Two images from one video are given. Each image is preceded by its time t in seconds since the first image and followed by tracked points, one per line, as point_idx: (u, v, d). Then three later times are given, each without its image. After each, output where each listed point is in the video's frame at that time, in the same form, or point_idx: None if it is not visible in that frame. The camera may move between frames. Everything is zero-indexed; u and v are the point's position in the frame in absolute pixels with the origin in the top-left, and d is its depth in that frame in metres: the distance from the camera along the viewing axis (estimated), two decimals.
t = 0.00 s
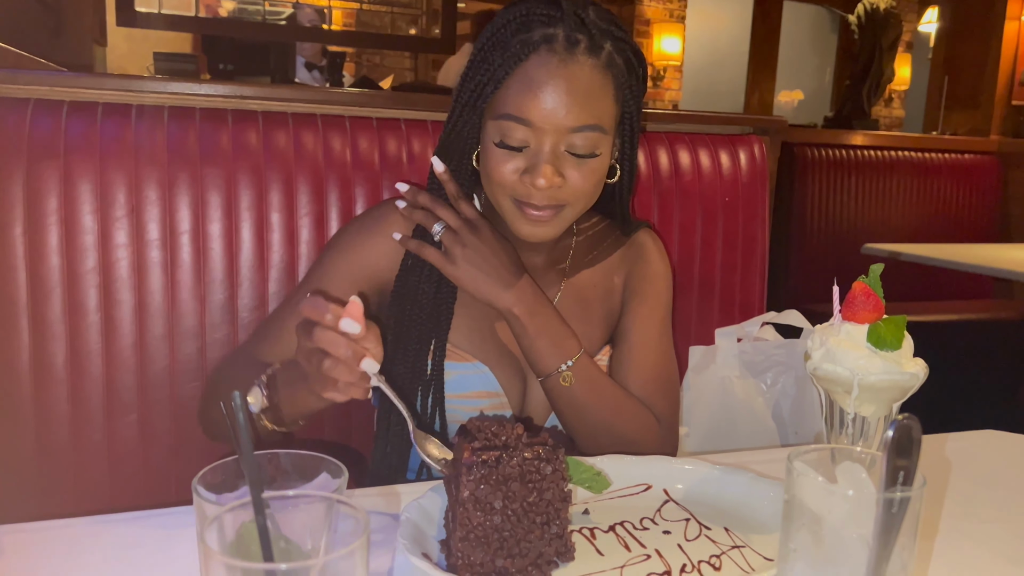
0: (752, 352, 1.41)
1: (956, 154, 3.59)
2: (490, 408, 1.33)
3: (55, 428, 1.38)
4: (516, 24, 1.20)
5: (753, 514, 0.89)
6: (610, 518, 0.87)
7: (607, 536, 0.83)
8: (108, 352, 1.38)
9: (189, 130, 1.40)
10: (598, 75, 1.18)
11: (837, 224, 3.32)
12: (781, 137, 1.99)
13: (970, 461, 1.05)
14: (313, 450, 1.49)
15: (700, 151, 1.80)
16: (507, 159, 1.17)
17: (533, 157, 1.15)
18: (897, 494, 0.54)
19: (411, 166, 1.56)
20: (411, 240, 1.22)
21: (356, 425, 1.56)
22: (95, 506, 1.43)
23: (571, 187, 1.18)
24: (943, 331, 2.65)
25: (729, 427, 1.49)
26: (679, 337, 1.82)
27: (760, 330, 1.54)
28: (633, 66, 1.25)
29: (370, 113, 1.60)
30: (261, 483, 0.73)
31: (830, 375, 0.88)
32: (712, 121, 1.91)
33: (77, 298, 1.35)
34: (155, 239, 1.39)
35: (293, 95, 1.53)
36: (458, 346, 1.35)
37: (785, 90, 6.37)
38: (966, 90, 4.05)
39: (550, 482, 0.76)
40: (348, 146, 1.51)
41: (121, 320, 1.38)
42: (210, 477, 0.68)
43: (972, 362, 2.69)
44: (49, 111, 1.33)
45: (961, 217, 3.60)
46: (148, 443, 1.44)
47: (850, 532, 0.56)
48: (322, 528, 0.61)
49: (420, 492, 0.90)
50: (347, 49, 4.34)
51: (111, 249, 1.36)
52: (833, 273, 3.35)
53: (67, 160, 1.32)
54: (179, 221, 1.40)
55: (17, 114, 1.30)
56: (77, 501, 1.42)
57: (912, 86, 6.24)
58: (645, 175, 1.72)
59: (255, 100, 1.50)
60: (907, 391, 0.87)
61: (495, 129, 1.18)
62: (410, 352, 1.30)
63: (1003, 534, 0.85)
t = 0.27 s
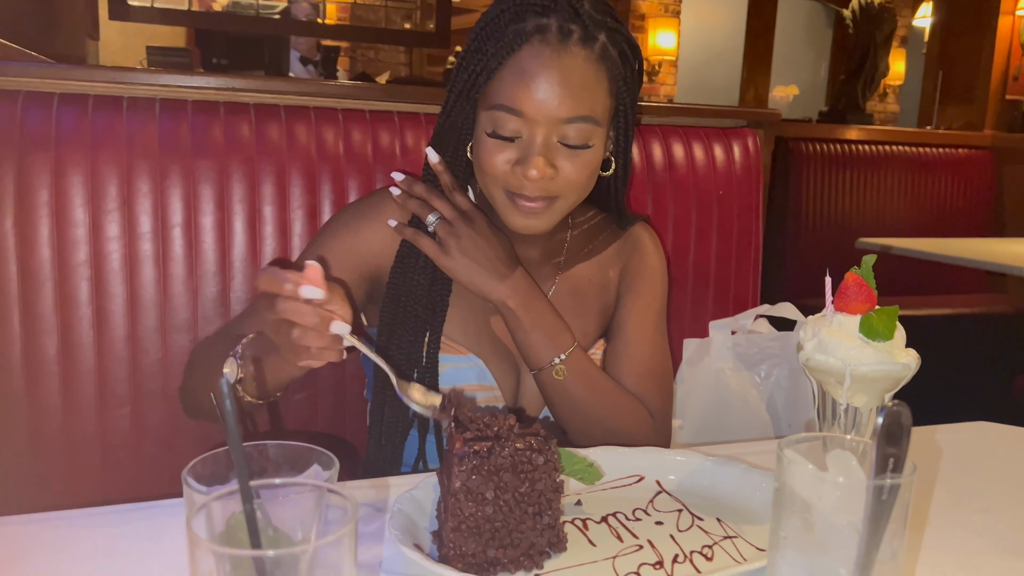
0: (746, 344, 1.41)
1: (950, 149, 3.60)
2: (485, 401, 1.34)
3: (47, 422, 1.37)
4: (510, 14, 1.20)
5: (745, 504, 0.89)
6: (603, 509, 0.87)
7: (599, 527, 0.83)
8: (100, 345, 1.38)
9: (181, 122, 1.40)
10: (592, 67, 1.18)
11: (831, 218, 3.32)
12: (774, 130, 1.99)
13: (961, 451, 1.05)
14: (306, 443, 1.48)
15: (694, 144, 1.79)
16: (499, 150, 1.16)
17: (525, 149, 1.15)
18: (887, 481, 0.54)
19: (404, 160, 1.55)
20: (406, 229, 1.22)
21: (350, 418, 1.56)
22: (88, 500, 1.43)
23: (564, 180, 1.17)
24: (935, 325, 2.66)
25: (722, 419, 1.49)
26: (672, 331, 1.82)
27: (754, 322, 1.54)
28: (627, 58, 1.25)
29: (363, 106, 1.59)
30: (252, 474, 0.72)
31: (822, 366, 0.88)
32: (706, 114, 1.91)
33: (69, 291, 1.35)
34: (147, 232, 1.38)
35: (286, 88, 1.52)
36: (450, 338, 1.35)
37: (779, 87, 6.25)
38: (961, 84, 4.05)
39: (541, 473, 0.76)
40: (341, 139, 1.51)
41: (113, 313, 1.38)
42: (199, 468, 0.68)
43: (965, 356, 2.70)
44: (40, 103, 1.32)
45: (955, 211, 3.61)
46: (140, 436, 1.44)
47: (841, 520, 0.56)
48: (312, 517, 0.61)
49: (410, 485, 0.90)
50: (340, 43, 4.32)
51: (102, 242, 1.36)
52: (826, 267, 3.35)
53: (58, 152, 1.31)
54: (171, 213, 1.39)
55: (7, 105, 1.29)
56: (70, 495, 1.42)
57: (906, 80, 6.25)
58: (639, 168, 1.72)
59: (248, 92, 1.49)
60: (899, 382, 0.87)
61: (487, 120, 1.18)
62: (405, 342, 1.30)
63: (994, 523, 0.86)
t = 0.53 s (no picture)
0: (735, 339, 1.42)
1: (939, 144, 3.62)
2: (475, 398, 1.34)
3: (34, 418, 1.37)
4: None
5: (734, 497, 0.89)
6: (592, 503, 0.87)
7: (589, 521, 0.83)
8: (87, 341, 1.37)
9: (169, 117, 1.39)
10: (572, 45, 1.20)
11: (820, 213, 3.33)
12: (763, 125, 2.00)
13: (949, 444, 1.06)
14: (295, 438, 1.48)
15: (683, 139, 1.80)
16: (486, 131, 1.17)
17: (511, 126, 1.16)
18: (873, 473, 0.54)
19: (393, 154, 1.55)
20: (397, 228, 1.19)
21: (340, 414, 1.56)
22: (75, 496, 1.42)
23: (554, 155, 1.17)
24: (923, 319, 2.68)
25: (713, 412, 1.50)
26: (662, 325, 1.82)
27: (744, 316, 1.54)
28: (607, 38, 1.27)
29: (351, 101, 1.59)
30: (239, 469, 0.72)
31: (810, 359, 0.88)
32: (696, 109, 1.91)
33: (55, 286, 1.34)
34: (134, 227, 1.37)
35: (274, 82, 1.51)
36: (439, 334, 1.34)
37: (770, 82, 6.29)
38: (949, 80, 4.06)
39: (531, 466, 0.76)
40: (330, 133, 1.50)
41: (100, 308, 1.37)
42: (187, 463, 0.67)
43: (951, 350, 2.72)
44: (25, 98, 1.31)
45: (944, 206, 3.63)
46: (128, 432, 1.43)
47: (829, 511, 0.56)
48: (299, 511, 0.60)
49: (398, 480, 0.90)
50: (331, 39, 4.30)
51: (89, 237, 1.35)
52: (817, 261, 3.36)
53: (44, 147, 1.30)
54: (159, 208, 1.38)
55: None
56: (57, 492, 1.41)
57: (895, 77, 6.27)
58: (628, 163, 1.72)
59: (236, 86, 1.48)
60: (887, 375, 0.88)
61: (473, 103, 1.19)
62: (396, 344, 1.26)
63: (981, 515, 0.86)
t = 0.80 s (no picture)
0: (718, 335, 1.43)
1: (921, 141, 3.65)
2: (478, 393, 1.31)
3: (13, 416, 1.35)
4: None
5: (717, 492, 0.90)
6: (576, 499, 0.87)
7: (573, 517, 0.83)
8: (68, 338, 1.36)
9: (149, 112, 1.37)
10: (553, 32, 1.20)
11: (805, 209, 3.35)
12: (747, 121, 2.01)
13: (930, 438, 1.07)
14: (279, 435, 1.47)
15: (668, 135, 1.80)
16: (476, 125, 1.18)
17: (499, 116, 1.17)
18: (854, 468, 0.55)
19: (377, 150, 1.54)
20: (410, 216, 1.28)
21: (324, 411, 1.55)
22: (57, 495, 1.41)
23: (544, 141, 1.18)
24: (906, 313, 2.70)
25: (696, 407, 1.50)
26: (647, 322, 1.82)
27: (727, 312, 1.55)
28: (592, 22, 1.26)
29: (335, 95, 1.58)
30: (221, 466, 0.72)
31: (793, 355, 0.88)
32: (681, 105, 1.91)
33: (35, 283, 1.32)
34: (115, 224, 1.36)
35: (256, 77, 1.50)
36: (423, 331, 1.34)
37: (755, 79, 6.34)
38: (931, 77, 4.09)
39: (515, 463, 0.76)
40: (313, 128, 1.49)
41: (80, 305, 1.36)
42: (167, 462, 0.67)
43: (933, 344, 2.75)
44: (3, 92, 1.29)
45: (926, 203, 3.65)
46: (110, 430, 1.42)
47: (810, 506, 0.57)
48: (280, 510, 0.60)
49: (381, 478, 0.90)
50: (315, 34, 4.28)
51: (69, 233, 1.34)
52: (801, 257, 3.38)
53: (22, 142, 1.29)
54: (140, 204, 1.37)
55: None
56: (37, 491, 1.39)
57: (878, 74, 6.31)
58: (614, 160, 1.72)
59: (217, 82, 1.47)
60: (868, 370, 0.88)
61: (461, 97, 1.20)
62: (402, 335, 1.27)
63: (961, 508, 0.87)
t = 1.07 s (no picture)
0: (698, 330, 1.44)
1: (898, 138, 3.68)
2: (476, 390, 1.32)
3: None
4: None
5: (697, 487, 0.90)
6: (557, 495, 0.87)
7: (553, 513, 0.83)
8: (42, 336, 1.34)
9: (125, 106, 1.35)
10: (549, 27, 1.20)
11: (784, 206, 3.37)
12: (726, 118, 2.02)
13: (907, 432, 1.08)
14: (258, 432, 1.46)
15: (649, 132, 1.80)
16: (472, 120, 1.17)
17: (495, 110, 1.17)
18: (831, 462, 0.55)
19: (357, 147, 1.53)
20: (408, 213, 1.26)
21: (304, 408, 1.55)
22: (31, 494, 1.39)
23: (541, 135, 1.18)
24: (884, 309, 2.72)
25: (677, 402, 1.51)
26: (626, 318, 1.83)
27: (708, 308, 1.55)
28: (587, 18, 1.26)
29: (314, 90, 1.56)
30: (196, 465, 0.71)
31: (771, 350, 0.89)
32: (661, 102, 1.92)
33: (7, 280, 1.30)
34: (90, 219, 1.34)
35: (233, 71, 1.48)
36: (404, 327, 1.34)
37: (734, 76, 6.36)
38: (908, 74, 4.13)
39: (494, 459, 0.76)
40: (292, 124, 1.48)
41: (55, 302, 1.34)
42: (142, 460, 0.66)
43: (910, 340, 2.77)
44: None
45: (903, 199, 3.69)
46: (85, 428, 1.40)
47: (787, 501, 0.57)
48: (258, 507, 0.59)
49: (360, 475, 0.89)
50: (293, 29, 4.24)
51: (43, 229, 1.32)
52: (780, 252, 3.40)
53: None
54: (116, 200, 1.36)
55: None
56: (12, 491, 1.37)
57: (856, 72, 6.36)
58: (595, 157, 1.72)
59: (195, 76, 1.45)
60: (846, 365, 0.89)
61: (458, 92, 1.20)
62: (402, 332, 1.26)
63: (935, 501, 0.88)
